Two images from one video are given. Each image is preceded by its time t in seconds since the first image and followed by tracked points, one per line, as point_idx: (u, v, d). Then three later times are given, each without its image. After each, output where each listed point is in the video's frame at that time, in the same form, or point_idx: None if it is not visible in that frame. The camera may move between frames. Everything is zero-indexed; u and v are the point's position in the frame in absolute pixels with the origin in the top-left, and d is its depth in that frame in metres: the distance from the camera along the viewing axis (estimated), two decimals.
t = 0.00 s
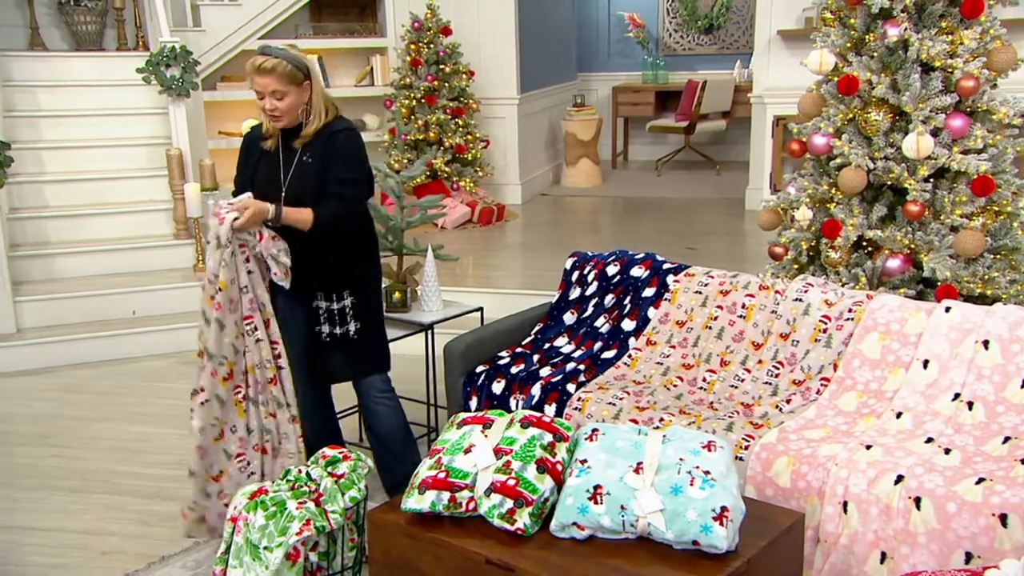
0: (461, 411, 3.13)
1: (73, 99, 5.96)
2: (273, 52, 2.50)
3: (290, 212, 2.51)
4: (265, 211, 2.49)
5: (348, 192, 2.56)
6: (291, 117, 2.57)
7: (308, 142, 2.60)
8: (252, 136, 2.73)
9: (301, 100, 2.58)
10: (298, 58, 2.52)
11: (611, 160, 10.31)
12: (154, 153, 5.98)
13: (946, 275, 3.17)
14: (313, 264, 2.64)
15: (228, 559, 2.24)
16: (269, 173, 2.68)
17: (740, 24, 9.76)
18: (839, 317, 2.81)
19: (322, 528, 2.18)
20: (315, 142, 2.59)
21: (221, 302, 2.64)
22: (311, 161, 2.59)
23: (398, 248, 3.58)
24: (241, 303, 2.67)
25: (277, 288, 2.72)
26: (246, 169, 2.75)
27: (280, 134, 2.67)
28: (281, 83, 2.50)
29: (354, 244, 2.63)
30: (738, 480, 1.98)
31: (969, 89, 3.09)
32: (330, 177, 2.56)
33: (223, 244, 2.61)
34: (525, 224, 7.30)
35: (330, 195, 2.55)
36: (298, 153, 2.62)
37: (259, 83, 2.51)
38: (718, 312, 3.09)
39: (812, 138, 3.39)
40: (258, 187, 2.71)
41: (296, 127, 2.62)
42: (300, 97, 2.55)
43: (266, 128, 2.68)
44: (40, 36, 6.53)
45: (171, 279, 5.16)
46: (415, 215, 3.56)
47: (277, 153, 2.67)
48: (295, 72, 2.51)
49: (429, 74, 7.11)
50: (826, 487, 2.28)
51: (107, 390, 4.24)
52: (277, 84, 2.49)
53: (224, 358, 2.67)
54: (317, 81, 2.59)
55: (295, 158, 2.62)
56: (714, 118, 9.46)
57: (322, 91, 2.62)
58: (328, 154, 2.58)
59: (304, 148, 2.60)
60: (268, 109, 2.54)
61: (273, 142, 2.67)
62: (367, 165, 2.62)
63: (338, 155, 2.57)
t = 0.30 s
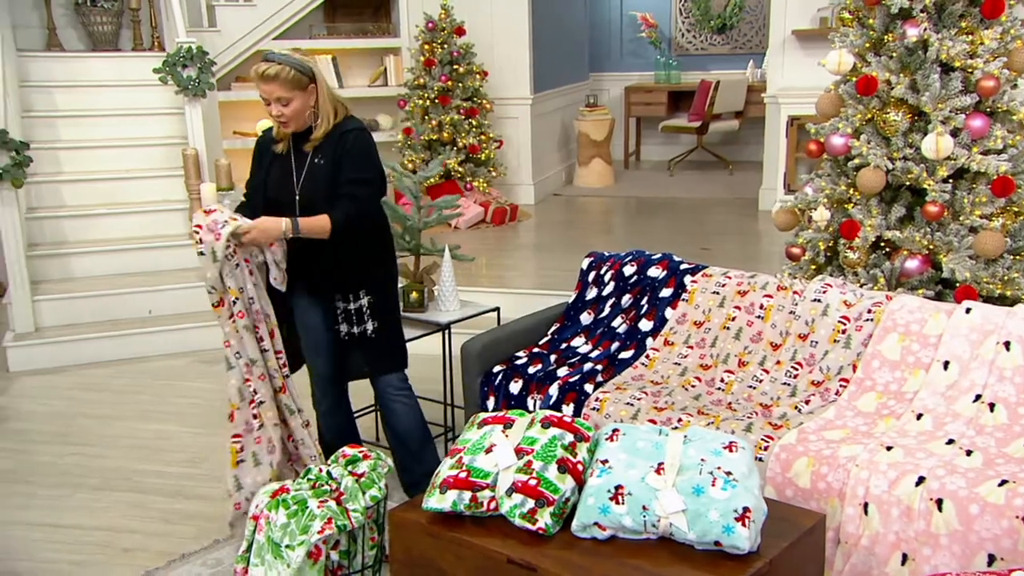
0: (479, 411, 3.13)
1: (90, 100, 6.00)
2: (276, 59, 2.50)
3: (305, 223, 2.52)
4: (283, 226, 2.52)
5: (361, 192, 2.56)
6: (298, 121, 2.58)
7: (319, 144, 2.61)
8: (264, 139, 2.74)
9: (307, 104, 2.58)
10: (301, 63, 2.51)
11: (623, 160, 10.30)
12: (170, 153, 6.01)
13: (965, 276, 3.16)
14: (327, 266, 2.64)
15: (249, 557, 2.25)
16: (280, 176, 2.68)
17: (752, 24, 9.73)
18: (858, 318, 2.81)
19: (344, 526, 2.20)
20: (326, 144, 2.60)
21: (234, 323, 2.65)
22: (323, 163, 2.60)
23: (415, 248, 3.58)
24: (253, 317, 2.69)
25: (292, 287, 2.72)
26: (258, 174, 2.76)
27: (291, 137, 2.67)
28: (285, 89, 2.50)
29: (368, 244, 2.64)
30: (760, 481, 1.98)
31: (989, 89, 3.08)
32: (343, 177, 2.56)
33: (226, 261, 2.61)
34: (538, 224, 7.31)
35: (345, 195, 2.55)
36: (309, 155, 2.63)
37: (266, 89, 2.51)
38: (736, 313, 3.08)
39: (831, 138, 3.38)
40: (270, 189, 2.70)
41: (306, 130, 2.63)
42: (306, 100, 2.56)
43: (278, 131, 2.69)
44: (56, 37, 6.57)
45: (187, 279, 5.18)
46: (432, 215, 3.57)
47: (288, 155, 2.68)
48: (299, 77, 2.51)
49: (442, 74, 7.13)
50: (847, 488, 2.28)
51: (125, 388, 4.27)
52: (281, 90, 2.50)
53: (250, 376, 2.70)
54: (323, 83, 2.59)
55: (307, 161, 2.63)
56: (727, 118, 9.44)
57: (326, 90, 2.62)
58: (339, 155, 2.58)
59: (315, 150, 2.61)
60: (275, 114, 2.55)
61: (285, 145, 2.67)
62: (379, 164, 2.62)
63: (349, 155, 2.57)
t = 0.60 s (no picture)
0: (501, 410, 3.14)
1: (111, 100, 6.04)
2: (303, 61, 2.51)
3: (351, 214, 2.47)
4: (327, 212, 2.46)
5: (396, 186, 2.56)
6: (327, 122, 2.60)
7: (348, 145, 2.62)
8: (293, 140, 2.75)
9: (335, 105, 2.59)
10: (329, 64, 2.51)
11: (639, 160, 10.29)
12: (190, 153, 6.04)
13: (990, 277, 3.14)
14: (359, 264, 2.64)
15: (277, 555, 2.27)
16: (310, 177, 2.70)
17: (769, 24, 9.70)
18: (883, 319, 2.79)
19: (370, 524, 2.21)
20: (356, 144, 2.61)
21: (242, 326, 2.66)
22: (355, 163, 2.61)
23: (437, 248, 3.60)
24: (269, 334, 2.66)
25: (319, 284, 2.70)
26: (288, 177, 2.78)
27: (320, 138, 2.69)
28: (313, 90, 2.51)
29: (398, 242, 2.66)
30: (787, 482, 1.98)
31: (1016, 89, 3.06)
32: (376, 174, 2.57)
33: (258, 262, 2.62)
34: (554, 224, 7.32)
35: (381, 189, 2.54)
36: (339, 156, 2.64)
37: (295, 91, 2.53)
38: (759, 313, 3.08)
39: (854, 139, 3.37)
40: (301, 190, 2.72)
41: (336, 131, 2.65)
42: (334, 101, 2.57)
43: (306, 132, 2.70)
44: (77, 37, 6.62)
45: (208, 278, 5.22)
46: (454, 215, 3.58)
47: (317, 156, 2.69)
48: (328, 78, 2.51)
49: (460, 74, 7.16)
50: (873, 489, 2.28)
51: (148, 386, 4.30)
52: (310, 92, 2.51)
53: (246, 373, 2.72)
54: (351, 84, 2.60)
55: (336, 162, 2.64)
56: (744, 119, 9.41)
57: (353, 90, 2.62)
58: (370, 154, 2.59)
59: (345, 151, 2.62)
60: (304, 116, 2.57)
61: (313, 146, 2.69)
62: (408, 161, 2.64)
63: (380, 154, 2.58)
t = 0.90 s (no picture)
0: (525, 410, 3.14)
1: (134, 100, 6.09)
2: (349, 61, 2.53)
3: (394, 208, 2.50)
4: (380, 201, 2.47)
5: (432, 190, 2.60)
6: (371, 122, 2.62)
7: (391, 146, 2.67)
8: (339, 138, 2.80)
9: (381, 106, 2.61)
10: (375, 65, 2.53)
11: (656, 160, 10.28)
12: (212, 152, 6.08)
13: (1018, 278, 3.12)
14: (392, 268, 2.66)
15: (307, 552, 2.29)
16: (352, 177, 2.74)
17: (788, 24, 9.67)
18: (911, 320, 2.78)
19: (400, 522, 2.22)
20: (399, 146, 2.65)
21: (286, 282, 2.67)
22: (396, 165, 2.65)
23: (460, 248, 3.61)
24: (308, 295, 2.64)
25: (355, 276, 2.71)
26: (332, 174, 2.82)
27: (364, 137, 2.73)
28: (359, 91, 2.53)
29: (431, 246, 2.68)
30: (819, 483, 1.97)
31: None
32: (416, 176, 2.61)
33: (303, 213, 2.60)
34: (572, 224, 7.32)
35: (420, 192, 2.59)
36: (381, 158, 2.68)
37: (340, 92, 2.55)
38: (785, 314, 3.07)
39: (880, 139, 3.36)
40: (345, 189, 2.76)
41: (380, 131, 2.68)
42: (379, 103, 2.59)
43: (351, 132, 2.75)
44: (100, 38, 6.67)
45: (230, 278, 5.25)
46: (478, 216, 3.59)
47: (361, 156, 2.73)
48: (373, 79, 2.53)
49: (480, 74, 7.17)
50: (903, 491, 2.27)
51: (172, 384, 4.33)
52: (355, 92, 2.53)
53: (280, 330, 2.71)
54: (396, 85, 2.62)
55: (379, 162, 2.68)
56: (762, 119, 9.38)
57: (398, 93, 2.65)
58: (411, 157, 2.63)
59: (388, 152, 2.66)
60: (349, 116, 2.59)
61: (358, 146, 2.73)
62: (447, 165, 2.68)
63: (421, 157, 2.62)
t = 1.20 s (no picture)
0: (550, 410, 3.15)
1: (156, 100, 6.13)
2: (396, 64, 2.56)
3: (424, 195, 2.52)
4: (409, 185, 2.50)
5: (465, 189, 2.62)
6: (415, 125, 2.66)
7: (434, 149, 2.67)
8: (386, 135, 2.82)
9: (426, 109, 2.64)
10: (421, 69, 2.56)
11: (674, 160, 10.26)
12: (235, 152, 6.11)
13: None
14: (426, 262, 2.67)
15: (337, 550, 2.30)
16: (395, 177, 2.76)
17: (808, 23, 9.63)
18: (940, 321, 2.77)
19: (430, 521, 2.24)
20: (441, 150, 2.65)
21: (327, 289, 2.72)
22: (436, 166, 2.65)
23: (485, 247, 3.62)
24: (346, 297, 2.69)
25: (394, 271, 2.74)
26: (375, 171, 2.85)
27: (408, 137, 2.74)
28: (404, 94, 2.57)
29: (464, 242, 2.69)
30: (851, 484, 1.97)
31: None
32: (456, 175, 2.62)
33: (340, 216, 2.66)
34: (590, 224, 7.31)
35: (456, 187, 2.60)
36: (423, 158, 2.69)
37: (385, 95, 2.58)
38: (811, 314, 3.06)
39: (908, 139, 3.35)
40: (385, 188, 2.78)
41: (424, 133, 2.70)
42: (424, 106, 2.62)
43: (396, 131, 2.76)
44: (123, 39, 6.72)
45: (253, 277, 5.28)
46: (502, 215, 3.61)
47: (404, 156, 2.75)
48: (418, 83, 2.56)
49: (500, 74, 7.17)
50: (933, 492, 2.26)
51: (197, 382, 4.36)
52: (400, 95, 2.57)
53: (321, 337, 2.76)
54: (443, 88, 2.64)
55: (419, 164, 2.68)
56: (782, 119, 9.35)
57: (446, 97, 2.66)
58: (452, 159, 2.64)
59: (429, 154, 2.67)
60: (394, 118, 2.63)
61: (401, 146, 2.74)
62: (487, 167, 2.70)
63: (463, 159, 2.63)
